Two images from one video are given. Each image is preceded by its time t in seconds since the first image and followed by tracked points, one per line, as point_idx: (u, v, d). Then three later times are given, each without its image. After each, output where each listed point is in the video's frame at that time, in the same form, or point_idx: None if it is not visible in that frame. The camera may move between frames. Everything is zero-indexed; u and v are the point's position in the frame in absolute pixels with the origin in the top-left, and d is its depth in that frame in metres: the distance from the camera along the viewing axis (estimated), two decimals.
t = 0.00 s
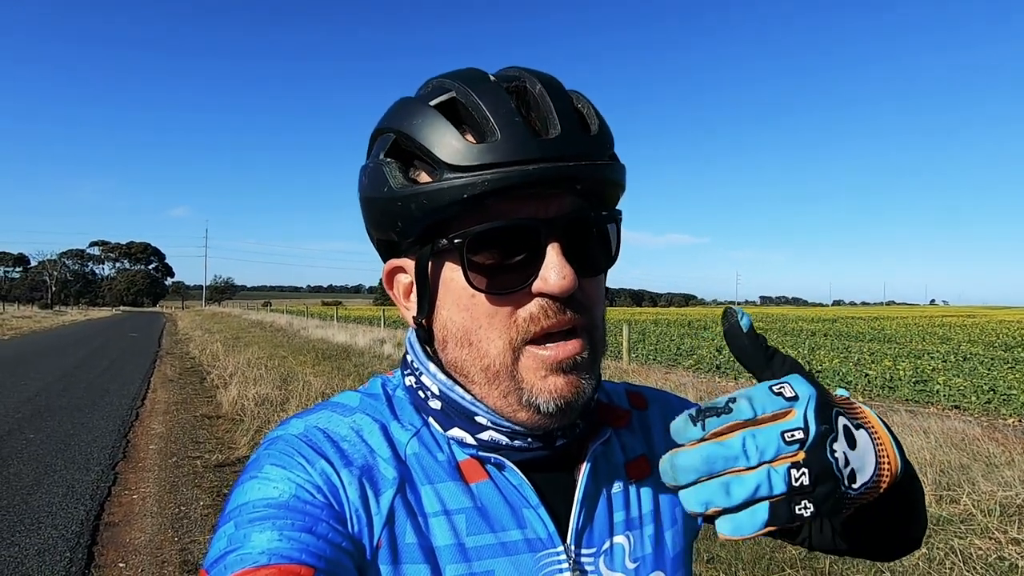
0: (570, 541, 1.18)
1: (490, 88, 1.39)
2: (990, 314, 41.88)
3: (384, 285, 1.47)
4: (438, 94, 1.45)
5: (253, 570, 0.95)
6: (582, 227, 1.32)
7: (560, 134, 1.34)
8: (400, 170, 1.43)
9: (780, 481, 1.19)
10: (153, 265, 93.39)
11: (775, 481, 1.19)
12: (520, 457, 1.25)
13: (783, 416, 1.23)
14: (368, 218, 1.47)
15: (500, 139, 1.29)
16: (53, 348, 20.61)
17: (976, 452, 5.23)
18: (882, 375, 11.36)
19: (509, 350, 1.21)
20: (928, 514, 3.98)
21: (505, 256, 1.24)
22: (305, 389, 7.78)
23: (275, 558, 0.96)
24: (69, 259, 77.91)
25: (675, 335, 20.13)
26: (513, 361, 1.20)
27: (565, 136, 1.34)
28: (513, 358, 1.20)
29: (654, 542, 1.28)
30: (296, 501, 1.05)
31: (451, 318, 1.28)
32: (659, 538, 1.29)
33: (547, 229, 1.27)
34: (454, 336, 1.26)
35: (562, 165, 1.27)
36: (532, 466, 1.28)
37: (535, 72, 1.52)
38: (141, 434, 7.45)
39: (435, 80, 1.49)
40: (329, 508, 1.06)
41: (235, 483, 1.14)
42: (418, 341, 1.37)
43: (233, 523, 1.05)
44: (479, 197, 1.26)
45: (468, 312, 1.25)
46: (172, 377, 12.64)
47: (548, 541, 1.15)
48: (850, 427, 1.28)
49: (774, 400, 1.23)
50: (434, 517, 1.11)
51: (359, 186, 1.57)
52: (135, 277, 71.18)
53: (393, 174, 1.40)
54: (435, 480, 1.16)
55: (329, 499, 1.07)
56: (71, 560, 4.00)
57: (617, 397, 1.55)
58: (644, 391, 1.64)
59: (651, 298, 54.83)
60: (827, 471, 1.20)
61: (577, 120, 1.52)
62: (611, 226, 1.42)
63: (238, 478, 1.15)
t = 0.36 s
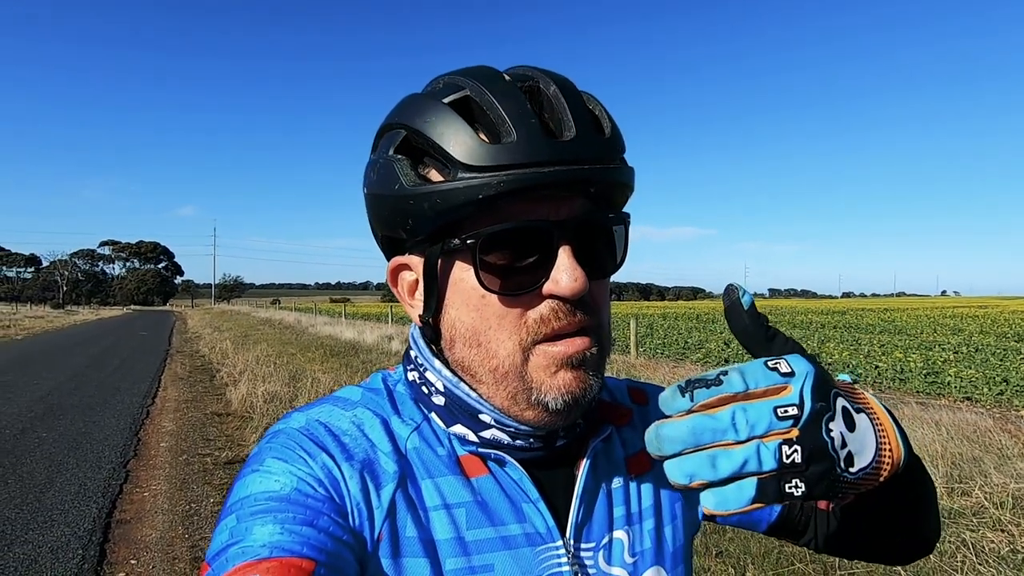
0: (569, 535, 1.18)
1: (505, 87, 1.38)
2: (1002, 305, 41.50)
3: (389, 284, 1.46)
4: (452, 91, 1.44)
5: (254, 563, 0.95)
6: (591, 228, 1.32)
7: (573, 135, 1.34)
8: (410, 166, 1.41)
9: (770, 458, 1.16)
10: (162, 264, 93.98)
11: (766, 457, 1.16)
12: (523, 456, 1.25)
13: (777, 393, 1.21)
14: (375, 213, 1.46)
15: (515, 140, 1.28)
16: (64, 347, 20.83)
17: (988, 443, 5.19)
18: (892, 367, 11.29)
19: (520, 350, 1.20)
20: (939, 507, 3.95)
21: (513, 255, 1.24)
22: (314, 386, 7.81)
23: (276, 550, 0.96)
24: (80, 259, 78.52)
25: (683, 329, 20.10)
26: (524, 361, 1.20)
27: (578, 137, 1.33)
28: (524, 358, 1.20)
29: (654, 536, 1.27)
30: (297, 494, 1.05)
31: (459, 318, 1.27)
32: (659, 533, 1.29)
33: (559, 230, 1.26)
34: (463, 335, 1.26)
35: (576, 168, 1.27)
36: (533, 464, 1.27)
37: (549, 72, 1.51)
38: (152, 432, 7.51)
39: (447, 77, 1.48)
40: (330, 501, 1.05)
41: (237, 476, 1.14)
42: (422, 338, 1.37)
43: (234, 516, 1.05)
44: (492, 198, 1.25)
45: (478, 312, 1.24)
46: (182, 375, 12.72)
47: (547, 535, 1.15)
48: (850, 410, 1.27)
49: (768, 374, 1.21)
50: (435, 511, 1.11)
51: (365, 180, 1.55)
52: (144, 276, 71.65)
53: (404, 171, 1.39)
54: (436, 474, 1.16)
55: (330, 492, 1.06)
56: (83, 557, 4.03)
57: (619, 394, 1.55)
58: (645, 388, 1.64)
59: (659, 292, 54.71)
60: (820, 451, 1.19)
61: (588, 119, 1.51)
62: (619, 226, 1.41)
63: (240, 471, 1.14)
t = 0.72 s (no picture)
0: (574, 553, 1.17)
1: (511, 102, 1.37)
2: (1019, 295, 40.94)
3: (393, 293, 1.46)
4: (458, 104, 1.43)
5: None
6: (595, 242, 1.30)
7: (577, 149, 1.33)
8: (415, 177, 1.41)
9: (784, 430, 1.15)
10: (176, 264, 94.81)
11: (781, 429, 1.15)
12: (526, 469, 1.23)
13: (796, 366, 1.21)
14: (381, 225, 1.46)
15: (519, 153, 1.28)
16: (81, 347, 21.10)
17: (1005, 438, 5.13)
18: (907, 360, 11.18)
19: (522, 362, 1.20)
20: (956, 504, 3.90)
21: (516, 265, 1.23)
22: (325, 385, 7.85)
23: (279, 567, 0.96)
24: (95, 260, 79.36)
25: (695, 323, 20.01)
26: (525, 373, 1.19)
27: (582, 151, 1.32)
28: (525, 369, 1.19)
29: (659, 553, 1.26)
30: (301, 509, 1.05)
31: (462, 328, 1.27)
32: (665, 549, 1.28)
33: (561, 242, 1.25)
34: (465, 346, 1.26)
35: (579, 181, 1.26)
36: (536, 478, 1.26)
37: (556, 87, 1.50)
38: (167, 432, 7.59)
39: (455, 90, 1.47)
40: (333, 517, 1.05)
41: (242, 488, 1.14)
42: (426, 351, 1.36)
43: (239, 530, 1.05)
44: (494, 212, 1.24)
45: (481, 323, 1.24)
46: (197, 374, 12.84)
47: (551, 554, 1.14)
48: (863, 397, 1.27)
49: (791, 346, 1.20)
50: (437, 529, 1.10)
51: (371, 191, 1.55)
52: (159, 276, 72.31)
53: (409, 183, 1.39)
54: (439, 492, 1.15)
55: (333, 508, 1.06)
56: (100, 557, 4.08)
57: (624, 407, 1.53)
58: (650, 398, 1.62)
59: (670, 286, 54.48)
60: (835, 429, 1.19)
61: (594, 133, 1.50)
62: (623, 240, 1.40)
63: (245, 484, 1.15)
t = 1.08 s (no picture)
0: (577, 541, 1.17)
1: (507, 83, 1.39)
2: None
3: (397, 281, 1.46)
4: (455, 90, 1.45)
5: (266, 564, 0.95)
6: (594, 218, 1.30)
7: (571, 124, 1.34)
8: (416, 161, 1.42)
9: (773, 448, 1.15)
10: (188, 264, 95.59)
11: (768, 446, 1.15)
12: (532, 450, 1.24)
13: (796, 373, 1.20)
14: (384, 211, 1.47)
15: (514, 127, 1.29)
16: (97, 347, 21.35)
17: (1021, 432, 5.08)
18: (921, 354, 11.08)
19: (523, 333, 1.20)
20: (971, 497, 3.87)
21: (516, 239, 1.23)
22: (337, 381, 7.89)
23: (287, 552, 0.97)
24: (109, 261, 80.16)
25: (706, 319, 19.92)
26: (526, 344, 1.20)
27: (576, 126, 1.33)
28: (526, 340, 1.20)
29: (665, 543, 1.25)
30: (308, 495, 1.05)
31: (464, 307, 1.27)
32: (670, 539, 1.27)
33: (561, 214, 1.25)
34: (468, 324, 1.26)
35: (573, 152, 1.26)
36: (540, 461, 1.26)
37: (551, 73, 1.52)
38: (181, 429, 7.65)
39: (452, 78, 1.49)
40: (340, 503, 1.05)
41: (250, 476, 1.15)
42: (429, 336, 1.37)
43: (247, 517, 1.05)
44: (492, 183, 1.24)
45: (481, 299, 1.24)
46: (210, 373, 12.95)
47: (555, 540, 1.14)
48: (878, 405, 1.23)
49: (787, 351, 1.20)
50: (442, 514, 1.10)
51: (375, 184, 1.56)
52: (172, 276, 72.93)
53: (409, 164, 1.39)
54: (443, 477, 1.15)
55: (339, 493, 1.07)
56: (116, 552, 4.12)
57: (628, 397, 1.53)
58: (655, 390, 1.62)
59: (681, 282, 54.34)
60: (835, 444, 1.17)
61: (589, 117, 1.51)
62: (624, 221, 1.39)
63: (253, 472, 1.15)
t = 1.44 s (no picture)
0: (580, 548, 1.16)
1: (513, 82, 1.37)
2: None
3: (399, 282, 1.45)
4: (460, 87, 1.43)
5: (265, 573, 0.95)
6: (600, 223, 1.29)
7: (578, 127, 1.32)
8: (418, 161, 1.41)
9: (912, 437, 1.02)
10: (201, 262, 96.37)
11: (905, 434, 1.02)
12: (535, 457, 1.23)
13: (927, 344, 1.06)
14: (386, 211, 1.46)
15: (519, 130, 1.28)
16: (112, 344, 21.60)
17: None
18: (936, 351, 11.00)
19: (526, 342, 1.20)
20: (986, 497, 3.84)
21: (519, 246, 1.23)
22: (348, 378, 7.93)
23: (285, 560, 0.97)
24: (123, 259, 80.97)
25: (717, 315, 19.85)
26: (529, 352, 1.20)
27: (583, 129, 1.32)
28: (530, 349, 1.20)
29: (671, 549, 1.24)
30: (307, 502, 1.05)
31: (466, 312, 1.27)
32: (676, 545, 1.26)
33: (565, 220, 1.25)
34: (470, 331, 1.26)
35: (579, 156, 1.25)
36: (544, 467, 1.26)
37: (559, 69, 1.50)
38: (194, 425, 7.72)
39: (457, 74, 1.48)
40: (339, 509, 1.05)
41: (250, 481, 1.15)
42: (431, 339, 1.37)
43: (246, 524, 1.05)
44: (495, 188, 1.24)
45: (484, 305, 1.24)
46: (223, 369, 13.07)
47: (557, 547, 1.13)
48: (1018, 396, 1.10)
49: (920, 316, 1.06)
50: (442, 520, 1.10)
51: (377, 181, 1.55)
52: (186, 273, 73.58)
53: (410, 166, 1.38)
54: (444, 482, 1.14)
55: (338, 500, 1.06)
56: (130, 548, 4.16)
57: (634, 399, 1.52)
58: (662, 390, 1.60)
59: (692, 278, 54.15)
60: (980, 438, 1.03)
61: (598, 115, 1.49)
62: (630, 224, 1.39)
63: (253, 477, 1.15)
